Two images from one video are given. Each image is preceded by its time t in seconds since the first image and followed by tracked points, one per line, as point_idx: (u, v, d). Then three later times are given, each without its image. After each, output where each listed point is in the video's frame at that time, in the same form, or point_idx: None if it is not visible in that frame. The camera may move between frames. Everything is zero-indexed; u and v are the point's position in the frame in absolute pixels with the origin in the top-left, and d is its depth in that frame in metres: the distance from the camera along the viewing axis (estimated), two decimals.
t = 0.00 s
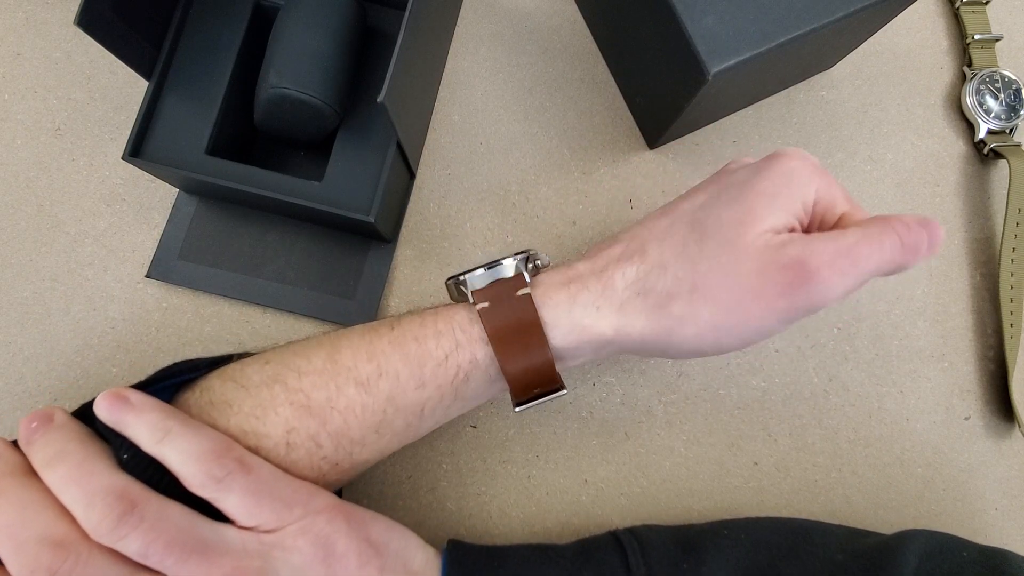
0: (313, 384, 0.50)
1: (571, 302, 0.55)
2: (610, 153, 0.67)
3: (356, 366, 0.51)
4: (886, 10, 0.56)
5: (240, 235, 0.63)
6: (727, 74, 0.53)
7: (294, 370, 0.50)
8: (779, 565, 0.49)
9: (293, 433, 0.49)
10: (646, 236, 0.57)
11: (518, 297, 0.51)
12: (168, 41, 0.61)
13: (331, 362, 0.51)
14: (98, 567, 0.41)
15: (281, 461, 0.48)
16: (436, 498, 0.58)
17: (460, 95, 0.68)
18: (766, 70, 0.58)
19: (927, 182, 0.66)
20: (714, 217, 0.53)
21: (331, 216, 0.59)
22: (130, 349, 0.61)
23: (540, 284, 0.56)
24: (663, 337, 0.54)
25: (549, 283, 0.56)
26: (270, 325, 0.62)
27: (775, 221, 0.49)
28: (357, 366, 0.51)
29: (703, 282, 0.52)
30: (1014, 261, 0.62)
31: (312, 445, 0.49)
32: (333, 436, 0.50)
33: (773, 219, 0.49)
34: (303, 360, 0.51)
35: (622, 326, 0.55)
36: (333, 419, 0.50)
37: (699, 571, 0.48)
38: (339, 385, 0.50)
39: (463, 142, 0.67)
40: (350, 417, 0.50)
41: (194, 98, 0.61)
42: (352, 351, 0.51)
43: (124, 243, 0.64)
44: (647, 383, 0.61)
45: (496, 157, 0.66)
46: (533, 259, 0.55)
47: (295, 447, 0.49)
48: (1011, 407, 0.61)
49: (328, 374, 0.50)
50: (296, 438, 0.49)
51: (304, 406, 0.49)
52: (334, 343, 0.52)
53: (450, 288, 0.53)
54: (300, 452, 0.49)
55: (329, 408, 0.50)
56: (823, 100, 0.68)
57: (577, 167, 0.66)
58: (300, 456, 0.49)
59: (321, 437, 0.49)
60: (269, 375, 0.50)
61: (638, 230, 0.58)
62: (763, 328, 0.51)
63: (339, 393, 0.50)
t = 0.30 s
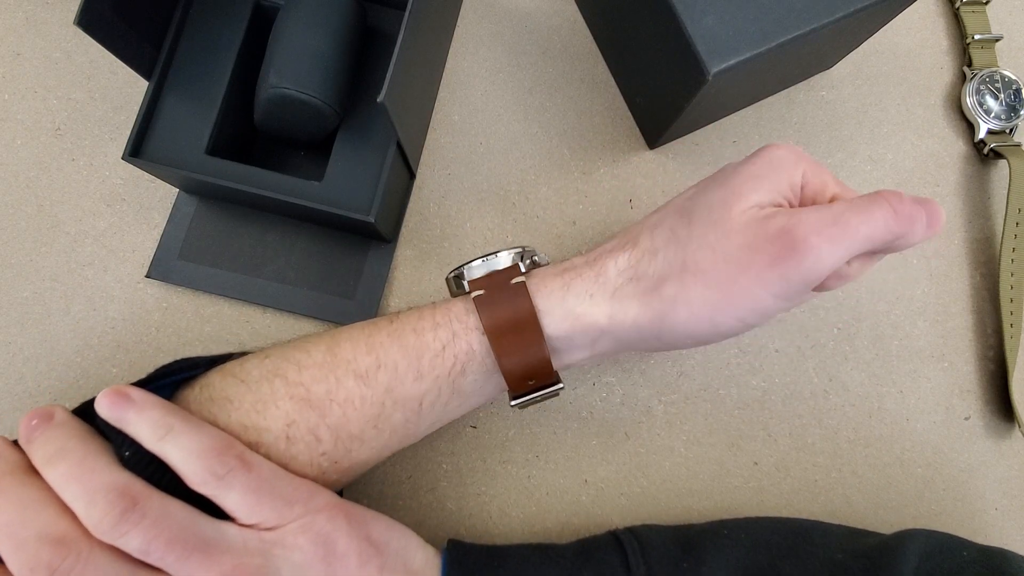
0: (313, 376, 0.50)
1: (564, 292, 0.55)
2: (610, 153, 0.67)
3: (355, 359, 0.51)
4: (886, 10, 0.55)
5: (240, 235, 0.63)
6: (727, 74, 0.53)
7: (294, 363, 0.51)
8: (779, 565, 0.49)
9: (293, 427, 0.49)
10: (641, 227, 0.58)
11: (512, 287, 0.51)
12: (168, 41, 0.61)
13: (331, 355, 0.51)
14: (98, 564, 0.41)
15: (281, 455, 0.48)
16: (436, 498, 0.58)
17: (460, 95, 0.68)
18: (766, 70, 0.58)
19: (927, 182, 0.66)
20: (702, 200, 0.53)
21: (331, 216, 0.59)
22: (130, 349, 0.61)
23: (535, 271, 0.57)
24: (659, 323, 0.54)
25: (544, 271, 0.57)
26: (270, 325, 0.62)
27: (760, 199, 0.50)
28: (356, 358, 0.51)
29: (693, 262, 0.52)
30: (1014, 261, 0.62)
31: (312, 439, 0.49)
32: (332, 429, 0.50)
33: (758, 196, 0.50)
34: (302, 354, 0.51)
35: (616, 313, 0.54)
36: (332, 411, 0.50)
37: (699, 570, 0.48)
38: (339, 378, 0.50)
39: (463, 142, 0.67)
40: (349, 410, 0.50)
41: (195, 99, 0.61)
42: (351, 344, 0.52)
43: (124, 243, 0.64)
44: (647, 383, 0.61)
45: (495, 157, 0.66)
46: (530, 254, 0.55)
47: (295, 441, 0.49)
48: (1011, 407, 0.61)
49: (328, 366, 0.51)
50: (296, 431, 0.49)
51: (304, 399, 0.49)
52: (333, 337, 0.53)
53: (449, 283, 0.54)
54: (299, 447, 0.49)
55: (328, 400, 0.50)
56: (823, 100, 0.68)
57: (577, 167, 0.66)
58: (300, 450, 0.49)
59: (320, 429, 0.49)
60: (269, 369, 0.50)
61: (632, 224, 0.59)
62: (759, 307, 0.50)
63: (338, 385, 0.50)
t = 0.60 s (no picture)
0: (314, 388, 0.50)
1: (575, 315, 0.55)
2: (610, 153, 0.67)
3: (358, 373, 0.51)
4: (886, 10, 0.55)
5: (240, 235, 0.63)
6: (727, 74, 0.53)
7: (295, 373, 0.50)
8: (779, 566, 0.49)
9: (292, 437, 0.49)
10: (648, 243, 0.56)
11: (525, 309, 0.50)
12: (168, 41, 0.61)
13: (333, 368, 0.51)
14: (98, 569, 0.41)
15: (280, 463, 0.48)
16: (436, 499, 0.58)
17: (460, 95, 0.68)
18: (766, 70, 0.58)
19: (927, 182, 0.66)
20: (714, 224, 0.51)
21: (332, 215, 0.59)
22: (130, 349, 0.61)
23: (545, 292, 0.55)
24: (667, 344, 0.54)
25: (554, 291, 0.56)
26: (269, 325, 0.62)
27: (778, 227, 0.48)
28: (359, 373, 0.51)
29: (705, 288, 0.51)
30: (1013, 261, 0.62)
31: (312, 449, 0.49)
32: (333, 440, 0.50)
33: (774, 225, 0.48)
34: (304, 364, 0.51)
35: (626, 337, 0.55)
36: (333, 423, 0.50)
37: (699, 571, 0.48)
38: (340, 392, 0.50)
39: (463, 142, 0.67)
40: (350, 424, 0.50)
41: (195, 98, 0.61)
42: (353, 358, 0.51)
43: (124, 243, 0.64)
44: (647, 384, 0.61)
45: (496, 157, 0.66)
46: (538, 264, 0.54)
47: (295, 451, 0.49)
48: (1011, 407, 0.61)
49: (330, 378, 0.50)
50: (295, 441, 0.49)
51: (304, 411, 0.49)
52: (336, 347, 0.52)
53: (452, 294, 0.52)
54: (299, 457, 0.49)
55: (329, 413, 0.50)
56: (823, 100, 0.68)
57: (577, 167, 0.66)
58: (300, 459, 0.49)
59: (320, 441, 0.49)
60: (270, 377, 0.50)
61: (639, 236, 0.57)
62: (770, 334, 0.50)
63: (340, 400, 0.50)
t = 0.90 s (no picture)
0: (325, 400, 0.49)
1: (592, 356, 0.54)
2: (610, 153, 0.67)
3: (372, 393, 0.50)
4: (885, 10, 0.56)
5: (241, 235, 0.63)
6: (727, 74, 0.53)
7: (304, 382, 0.50)
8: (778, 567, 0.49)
9: (303, 441, 0.48)
10: (664, 257, 0.54)
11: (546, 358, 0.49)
12: (168, 41, 0.61)
13: (344, 383, 0.50)
14: (109, 562, 0.41)
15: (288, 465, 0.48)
16: (436, 498, 0.58)
17: (460, 95, 0.68)
18: (766, 70, 0.58)
19: (927, 183, 0.66)
20: (737, 275, 0.52)
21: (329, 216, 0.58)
22: (130, 349, 0.61)
23: (569, 310, 0.53)
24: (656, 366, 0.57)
25: (576, 308, 0.53)
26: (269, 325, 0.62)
27: (798, 305, 0.51)
28: (373, 393, 0.50)
29: (712, 340, 0.54)
30: (1013, 261, 0.62)
31: (322, 455, 0.49)
32: (345, 450, 0.50)
33: (794, 304, 0.51)
34: (313, 372, 0.50)
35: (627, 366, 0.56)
36: (344, 435, 0.49)
37: (697, 570, 0.48)
38: (354, 407, 0.50)
39: (463, 142, 0.67)
40: (363, 436, 0.50)
41: (195, 98, 0.61)
42: (355, 358, 0.51)
43: (124, 243, 0.64)
44: (647, 384, 0.61)
45: (496, 157, 0.66)
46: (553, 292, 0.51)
47: (304, 454, 0.48)
48: (1011, 407, 0.61)
49: (341, 394, 0.50)
50: (305, 446, 0.48)
51: (315, 420, 0.49)
52: (345, 357, 0.51)
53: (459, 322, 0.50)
54: (307, 460, 0.48)
55: (341, 425, 0.49)
56: (823, 100, 0.68)
57: (577, 167, 0.66)
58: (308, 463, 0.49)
59: (331, 449, 0.49)
60: (279, 383, 0.50)
61: (654, 242, 0.55)
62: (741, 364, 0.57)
63: (352, 415, 0.50)
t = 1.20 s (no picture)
0: (329, 402, 0.50)
1: (592, 365, 0.55)
2: (610, 153, 0.67)
3: (376, 399, 0.50)
4: (885, 10, 0.56)
5: (241, 235, 0.63)
6: (727, 74, 0.53)
7: (305, 384, 0.50)
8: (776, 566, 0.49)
9: (308, 438, 0.49)
10: (669, 275, 0.54)
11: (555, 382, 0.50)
12: (168, 41, 0.61)
13: (347, 384, 0.50)
14: (115, 555, 0.41)
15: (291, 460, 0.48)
16: (436, 498, 0.58)
17: (460, 95, 0.68)
18: (765, 70, 0.58)
19: (927, 183, 0.66)
20: (733, 306, 0.53)
21: (328, 216, 0.58)
22: (130, 349, 0.61)
23: (573, 325, 0.53)
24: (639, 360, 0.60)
25: (580, 323, 0.53)
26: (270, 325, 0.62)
27: (782, 337, 0.54)
28: (377, 399, 0.50)
29: (696, 352, 0.57)
30: (1013, 260, 0.62)
31: (327, 451, 0.49)
32: (349, 447, 0.50)
33: (777, 336, 0.54)
34: (314, 374, 0.50)
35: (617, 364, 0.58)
36: (350, 434, 0.50)
37: (695, 568, 0.48)
38: (359, 411, 0.50)
39: (463, 142, 0.67)
40: (368, 436, 0.51)
41: (194, 98, 0.61)
42: (355, 360, 0.51)
43: (124, 243, 0.64)
44: (647, 384, 0.61)
45: (496, 158, 0.66)
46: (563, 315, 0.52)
47: (310, 450, 0.49)
48: (1011, 407, 0.61)
49: (346, 397, 0.50)
50: (311, 443, 0.49)
51: (319, 421, 0.49)
52: (346, 359, 0.51)
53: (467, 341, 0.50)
54: (313, 455, 0.49)
55: (347, 426, 0.50)
56: (823, 100, 0.68)
57: (577, 167, 0.66)
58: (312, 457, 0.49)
59: (336, 446, 0.50)
60: (281, 382, 0.50)
61: (660, 258, 0.55)
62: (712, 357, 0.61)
63: (357, 417, 0.50)
